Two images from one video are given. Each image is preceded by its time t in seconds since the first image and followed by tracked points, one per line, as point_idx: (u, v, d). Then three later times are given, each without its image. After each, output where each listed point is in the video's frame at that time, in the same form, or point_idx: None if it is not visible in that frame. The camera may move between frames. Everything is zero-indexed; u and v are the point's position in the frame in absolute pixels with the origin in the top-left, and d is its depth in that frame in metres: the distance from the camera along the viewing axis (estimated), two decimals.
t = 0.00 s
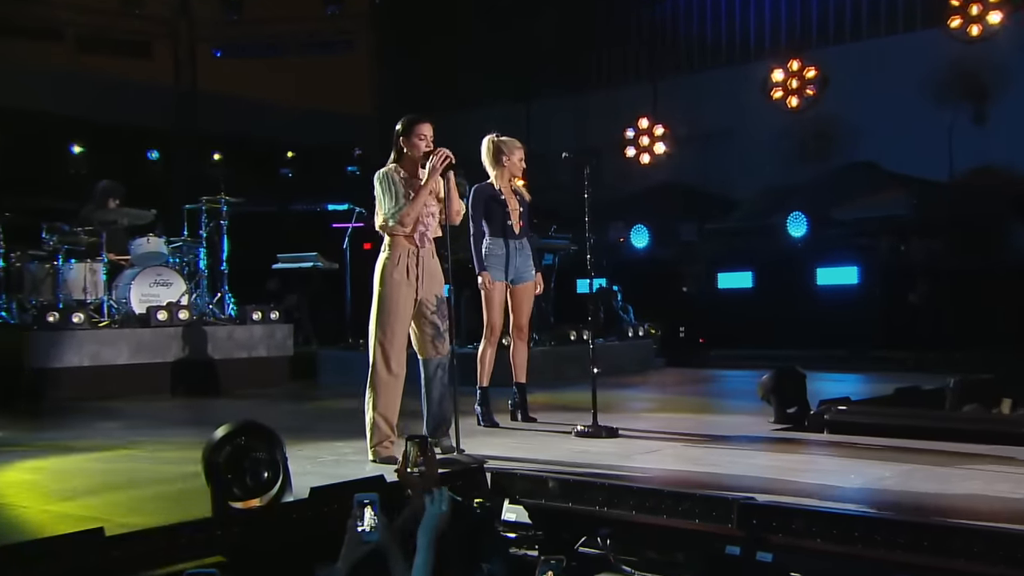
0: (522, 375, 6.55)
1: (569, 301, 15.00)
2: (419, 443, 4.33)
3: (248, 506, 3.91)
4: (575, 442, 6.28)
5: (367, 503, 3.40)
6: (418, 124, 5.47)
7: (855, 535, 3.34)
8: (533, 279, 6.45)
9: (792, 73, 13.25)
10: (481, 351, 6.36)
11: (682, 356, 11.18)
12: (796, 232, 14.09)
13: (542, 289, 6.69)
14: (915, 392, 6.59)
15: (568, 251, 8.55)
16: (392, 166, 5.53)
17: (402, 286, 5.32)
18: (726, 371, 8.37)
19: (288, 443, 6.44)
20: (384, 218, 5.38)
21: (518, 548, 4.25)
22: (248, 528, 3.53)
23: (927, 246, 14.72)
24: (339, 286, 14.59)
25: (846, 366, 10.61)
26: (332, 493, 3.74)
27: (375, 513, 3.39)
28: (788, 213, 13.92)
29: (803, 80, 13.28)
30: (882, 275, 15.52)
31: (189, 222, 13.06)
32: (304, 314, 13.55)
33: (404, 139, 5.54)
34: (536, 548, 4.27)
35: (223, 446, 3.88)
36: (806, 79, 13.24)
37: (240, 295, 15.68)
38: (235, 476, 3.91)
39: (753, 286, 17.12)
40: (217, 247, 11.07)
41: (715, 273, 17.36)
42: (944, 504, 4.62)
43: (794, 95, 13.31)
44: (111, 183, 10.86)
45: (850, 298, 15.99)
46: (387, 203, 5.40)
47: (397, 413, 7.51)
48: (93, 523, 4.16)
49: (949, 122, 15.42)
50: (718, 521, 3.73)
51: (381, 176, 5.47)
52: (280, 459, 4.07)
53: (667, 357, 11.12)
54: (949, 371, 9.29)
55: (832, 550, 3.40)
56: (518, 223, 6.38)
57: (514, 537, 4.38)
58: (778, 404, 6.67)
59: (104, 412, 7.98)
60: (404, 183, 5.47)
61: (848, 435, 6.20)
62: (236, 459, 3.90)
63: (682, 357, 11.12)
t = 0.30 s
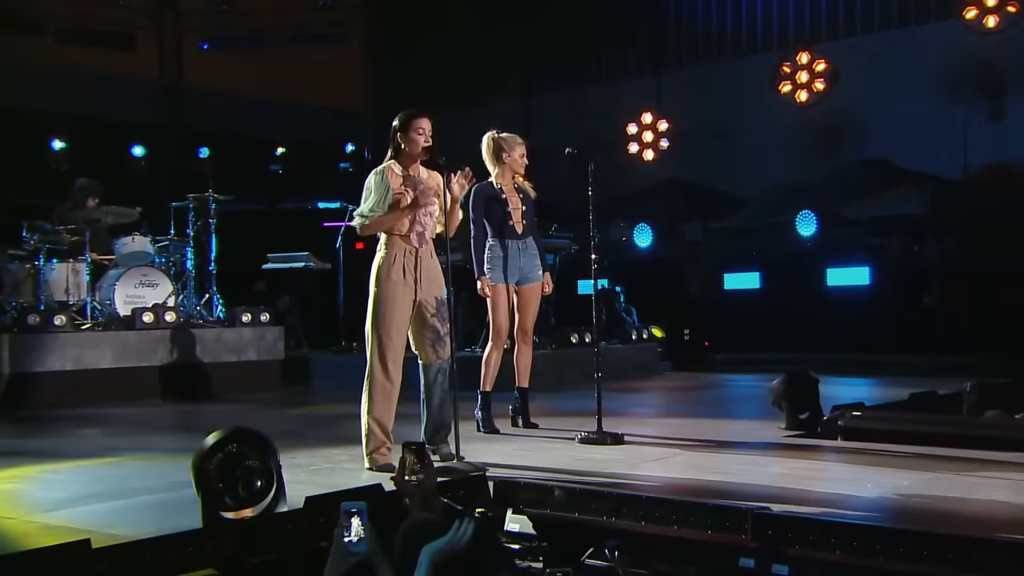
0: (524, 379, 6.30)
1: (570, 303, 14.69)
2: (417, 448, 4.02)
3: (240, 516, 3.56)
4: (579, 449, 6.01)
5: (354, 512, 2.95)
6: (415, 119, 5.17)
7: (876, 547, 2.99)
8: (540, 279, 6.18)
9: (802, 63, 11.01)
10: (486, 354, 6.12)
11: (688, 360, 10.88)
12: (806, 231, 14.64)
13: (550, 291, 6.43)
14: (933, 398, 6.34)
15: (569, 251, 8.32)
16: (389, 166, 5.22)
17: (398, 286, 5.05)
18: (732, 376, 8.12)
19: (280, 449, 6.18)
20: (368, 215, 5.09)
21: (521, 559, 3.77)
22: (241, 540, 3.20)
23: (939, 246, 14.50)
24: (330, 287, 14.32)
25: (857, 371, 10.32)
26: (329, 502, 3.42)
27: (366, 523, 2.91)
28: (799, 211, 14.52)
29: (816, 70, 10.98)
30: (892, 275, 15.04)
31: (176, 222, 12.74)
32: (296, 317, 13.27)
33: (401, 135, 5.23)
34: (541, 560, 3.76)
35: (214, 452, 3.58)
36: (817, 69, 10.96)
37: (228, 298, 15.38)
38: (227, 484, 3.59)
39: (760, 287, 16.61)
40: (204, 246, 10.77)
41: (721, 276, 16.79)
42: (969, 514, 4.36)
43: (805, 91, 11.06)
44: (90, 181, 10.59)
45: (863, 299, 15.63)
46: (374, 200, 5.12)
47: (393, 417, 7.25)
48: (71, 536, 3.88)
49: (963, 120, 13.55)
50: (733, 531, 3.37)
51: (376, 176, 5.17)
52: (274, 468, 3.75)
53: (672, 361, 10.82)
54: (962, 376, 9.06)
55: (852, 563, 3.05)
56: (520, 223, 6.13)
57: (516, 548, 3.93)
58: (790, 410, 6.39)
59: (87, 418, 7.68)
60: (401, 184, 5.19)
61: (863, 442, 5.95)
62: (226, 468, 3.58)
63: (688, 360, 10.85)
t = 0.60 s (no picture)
0: (526, 384, 6.05)
1: (570, 305, 14.37)
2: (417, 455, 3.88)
3: (232, 527, 3.41)
4: (583, 456, 5.75)
5: (341, 523, 3.17)
6: (413, 114, 4.89)
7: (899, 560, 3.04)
8: (544, 280, 5.92)
9: (812, 58, 10.92)
10: (487, 358, 5.89)
11: (696, 364, 10.55)
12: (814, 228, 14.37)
13: (555, 292, 6.18)
14: (951, 403, 6.12)
15: (571, 251, 8.04)
16: (386, 165, 4.94)
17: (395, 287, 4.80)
18: (739, 381, 7.86)
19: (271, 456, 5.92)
20: (367, 218, 4.83)
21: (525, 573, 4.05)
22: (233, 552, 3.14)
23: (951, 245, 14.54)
24: (322, 288, 14.03)
25: (867, 376, 10.00)
26: (325, 512, 3.34)
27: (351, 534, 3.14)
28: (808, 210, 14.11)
29: (826, 64, 10.90)
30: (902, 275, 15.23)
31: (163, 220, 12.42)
32: (287, 319, 12.98)
33: (397, 131, 4.94)
34: (544, 573, 4.06)
35: (205, 462, 3.40)
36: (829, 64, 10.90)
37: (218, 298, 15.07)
38: (218, 495, 3.42)
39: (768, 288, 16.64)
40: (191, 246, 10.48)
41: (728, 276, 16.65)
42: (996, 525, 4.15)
43: (813, 86, 10.90)
44: (70, 176, 10.24)
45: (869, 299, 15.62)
46: (372, 202, 4.85)
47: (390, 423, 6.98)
48: (50, 550, 3.63)
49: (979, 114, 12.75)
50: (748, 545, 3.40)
51: (372, 176, 4.89)
52: (269, 476, 3.57)
53: (678, 366, 10.49)
54: (977, 382, 8.81)
55: None
56: (522, 221, 5.89)
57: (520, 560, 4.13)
58: (802, 416, 6.15)
59: (70, 425, 7.38)
60: (399, 186, 4.93)
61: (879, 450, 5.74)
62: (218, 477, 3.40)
63: (695, 365, 10.52)
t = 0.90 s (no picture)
0: (526, 390, 5.80)
1: (569, 306, 14.08)
2: (420, 464, 3.91)
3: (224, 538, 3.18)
4: (588, 464, 5.49)
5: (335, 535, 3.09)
6: (410, 107, 4.62)
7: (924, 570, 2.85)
8: (540, 282, 5.68)
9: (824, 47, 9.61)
10: (482, 362, 5.62)
11: (702, 367, 10.23)
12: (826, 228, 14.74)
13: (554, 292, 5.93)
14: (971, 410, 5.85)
15: (573, 250, 7.76)
16: (383, 162, 4.66)
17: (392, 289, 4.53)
18: (747, 386, 7.57)
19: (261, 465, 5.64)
20: (367, 219, 4.53)
21: None
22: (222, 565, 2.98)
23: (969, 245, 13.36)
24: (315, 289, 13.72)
25: (879, 380, 9.70)
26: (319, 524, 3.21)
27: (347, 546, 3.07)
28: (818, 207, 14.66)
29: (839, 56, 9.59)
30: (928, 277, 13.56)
31: (150, 219, 12.09)
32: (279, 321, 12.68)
33: (393, 126, 4.67)
34: None
35: (198, 469, 3.19)
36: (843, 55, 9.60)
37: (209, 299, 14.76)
38: (211, 504, 3.19)
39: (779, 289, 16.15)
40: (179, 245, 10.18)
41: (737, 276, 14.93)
42: None
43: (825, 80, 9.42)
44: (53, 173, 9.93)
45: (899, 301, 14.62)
46: (372, 202, 4.54)
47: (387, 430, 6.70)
48: (24, 566, 3.38)
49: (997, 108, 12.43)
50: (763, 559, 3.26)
51: (369, 173, 4.61)
52: (262, 486, 3.35)
53: (682, 369, 10.17)
54: (995, 387, 8.53)
55: None
56: (525, 218, 5.63)
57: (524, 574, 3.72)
58: (816, 422, 5.89)
59: (52, 432, 7.09)
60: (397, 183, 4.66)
61: (895, 458, 5.49)
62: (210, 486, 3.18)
63: (700, 369, 10.20)
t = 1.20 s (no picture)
0: (529, 395, 5.53)
1: (567, 307, 13.80)
2: (422, 472, 3.61)
3: (215, 552, 2.91)
4: (594, 473, 5.26)
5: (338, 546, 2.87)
6: (407, 101, 4.38)
7: None
8: (543, 284, 5.47)
9: (835, 41, 9.61)
10: (481, 365, 5.37)
11: (709, 372, 9.93)
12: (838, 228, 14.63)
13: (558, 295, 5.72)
14: (992, 417, 5.63)
15: (577, 250, 7.49)
16: (382, 160, 4.41)
17: (391, 291, 4.28)
18: (759, 392, 7.30)
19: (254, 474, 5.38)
20: (367, 220, 4.29)
21: None
22: None
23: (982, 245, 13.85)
24: (308, 289, 13.40)
25: (892, 385, 9.39)
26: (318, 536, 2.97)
27: (349, 559, 2.86)
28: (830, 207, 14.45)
29: (849, 48, 9.60)
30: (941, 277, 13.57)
31: (137, 217, 11.80)
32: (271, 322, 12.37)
33: (390, 121, 4.41)
34: None
35: (187, 478, 2.92)
36: (853, 48, 9.60)
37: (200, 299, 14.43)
38: (202, 515, 2.93)
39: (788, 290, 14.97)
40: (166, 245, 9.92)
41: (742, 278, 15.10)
42: None
43: (837, 72, 9.70)
44: (37, 170, 9.69)
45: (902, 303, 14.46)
46: (372, 202, 4.31)
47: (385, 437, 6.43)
48: None
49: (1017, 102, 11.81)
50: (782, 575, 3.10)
51: (369, 172, 4.36)
52: (258, 495, 3.06)
53: (690, 373, 9.86)
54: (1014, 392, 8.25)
55: None
56: (530, 217, 5.43)
57: None
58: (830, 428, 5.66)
59: (35, 439, 6.82)
60: (396, 182, 4.42)
61: (914, 465, 5.25)
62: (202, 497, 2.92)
63: (708, 374, 9.90)
